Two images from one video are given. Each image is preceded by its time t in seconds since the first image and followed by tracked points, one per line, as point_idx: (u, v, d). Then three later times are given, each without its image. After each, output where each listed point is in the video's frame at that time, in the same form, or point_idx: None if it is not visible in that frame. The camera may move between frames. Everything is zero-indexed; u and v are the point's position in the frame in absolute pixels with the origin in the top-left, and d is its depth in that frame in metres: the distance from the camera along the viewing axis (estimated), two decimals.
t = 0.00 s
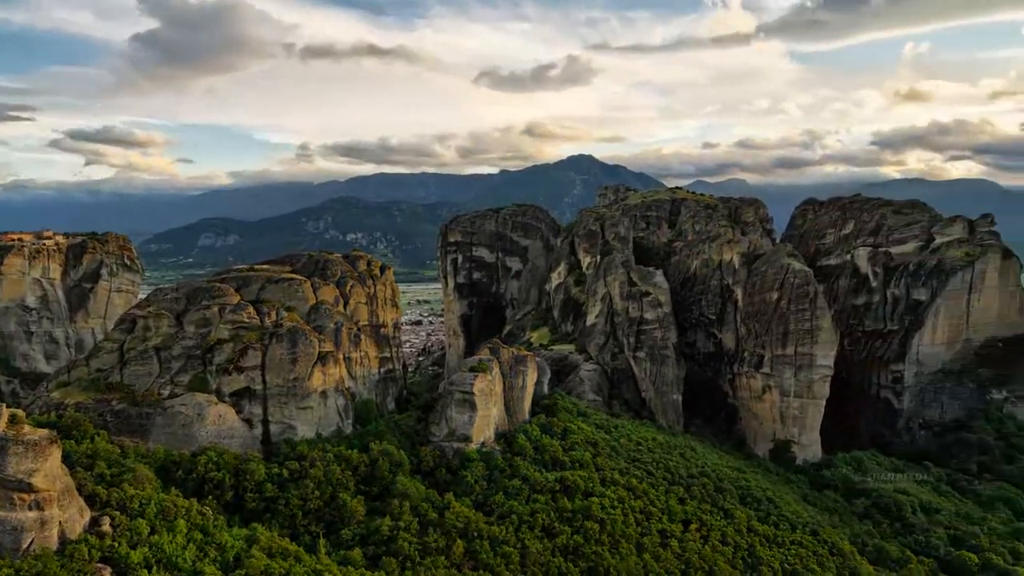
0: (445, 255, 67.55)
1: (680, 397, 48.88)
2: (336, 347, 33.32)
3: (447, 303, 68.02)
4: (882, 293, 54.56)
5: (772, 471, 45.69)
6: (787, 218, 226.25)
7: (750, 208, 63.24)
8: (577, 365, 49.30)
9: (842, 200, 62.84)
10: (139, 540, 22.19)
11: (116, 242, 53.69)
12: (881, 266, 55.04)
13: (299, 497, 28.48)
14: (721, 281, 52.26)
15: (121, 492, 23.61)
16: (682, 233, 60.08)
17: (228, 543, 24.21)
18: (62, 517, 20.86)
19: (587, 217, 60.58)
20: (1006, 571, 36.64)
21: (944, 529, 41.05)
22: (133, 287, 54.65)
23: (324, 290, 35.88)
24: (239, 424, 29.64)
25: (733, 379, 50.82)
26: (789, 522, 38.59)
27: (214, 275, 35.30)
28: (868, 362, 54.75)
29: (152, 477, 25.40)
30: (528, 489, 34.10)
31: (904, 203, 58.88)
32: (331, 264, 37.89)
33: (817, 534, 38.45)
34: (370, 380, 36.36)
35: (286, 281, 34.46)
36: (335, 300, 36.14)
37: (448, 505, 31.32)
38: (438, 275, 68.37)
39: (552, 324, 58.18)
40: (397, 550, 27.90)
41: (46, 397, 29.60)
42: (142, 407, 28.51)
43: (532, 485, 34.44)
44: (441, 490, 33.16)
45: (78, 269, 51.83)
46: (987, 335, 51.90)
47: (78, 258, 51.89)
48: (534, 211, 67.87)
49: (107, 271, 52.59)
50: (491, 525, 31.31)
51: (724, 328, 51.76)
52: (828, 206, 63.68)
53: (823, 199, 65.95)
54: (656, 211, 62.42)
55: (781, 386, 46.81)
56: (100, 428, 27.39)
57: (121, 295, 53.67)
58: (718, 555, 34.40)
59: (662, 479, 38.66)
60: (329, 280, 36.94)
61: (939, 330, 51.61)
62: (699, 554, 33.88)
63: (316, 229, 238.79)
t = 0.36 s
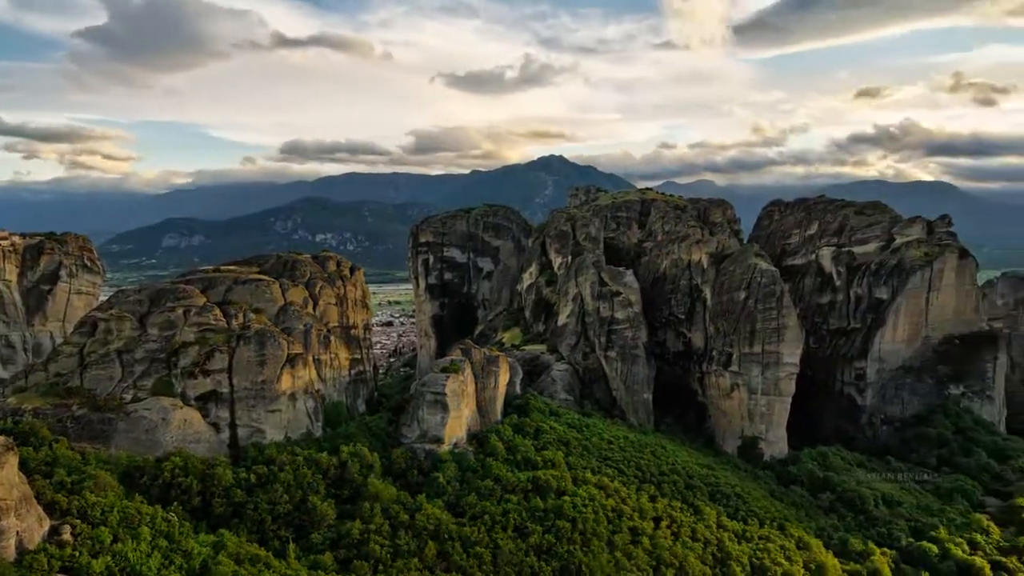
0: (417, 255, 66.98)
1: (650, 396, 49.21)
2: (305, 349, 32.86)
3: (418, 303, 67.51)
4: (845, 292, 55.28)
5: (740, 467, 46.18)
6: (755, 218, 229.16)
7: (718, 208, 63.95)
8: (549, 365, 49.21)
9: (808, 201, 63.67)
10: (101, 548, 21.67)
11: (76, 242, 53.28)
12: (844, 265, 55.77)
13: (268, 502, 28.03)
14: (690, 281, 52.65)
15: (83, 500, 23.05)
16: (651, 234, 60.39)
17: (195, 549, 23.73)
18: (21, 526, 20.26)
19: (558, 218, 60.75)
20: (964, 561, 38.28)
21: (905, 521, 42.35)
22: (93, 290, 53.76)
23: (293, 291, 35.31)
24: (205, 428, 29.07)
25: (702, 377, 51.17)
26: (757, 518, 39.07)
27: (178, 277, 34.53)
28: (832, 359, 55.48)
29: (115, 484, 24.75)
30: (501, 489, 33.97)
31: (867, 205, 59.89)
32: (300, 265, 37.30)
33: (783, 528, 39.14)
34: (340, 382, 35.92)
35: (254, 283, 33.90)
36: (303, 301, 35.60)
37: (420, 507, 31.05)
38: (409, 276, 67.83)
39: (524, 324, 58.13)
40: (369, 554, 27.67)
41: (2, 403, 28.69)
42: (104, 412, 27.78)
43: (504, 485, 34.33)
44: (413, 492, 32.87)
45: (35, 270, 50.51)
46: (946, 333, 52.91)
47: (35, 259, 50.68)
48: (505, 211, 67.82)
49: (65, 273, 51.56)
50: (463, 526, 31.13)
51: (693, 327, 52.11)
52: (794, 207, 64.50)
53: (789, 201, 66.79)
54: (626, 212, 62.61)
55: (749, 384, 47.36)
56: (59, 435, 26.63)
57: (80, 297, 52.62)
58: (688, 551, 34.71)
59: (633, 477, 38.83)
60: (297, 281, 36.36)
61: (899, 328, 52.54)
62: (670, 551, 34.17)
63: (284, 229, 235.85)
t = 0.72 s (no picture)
0: (386, 255, 66.46)
1: (621, 395, 49.44)
2: (272, 352, 32.34)
3: (388, 304, 66.93)
4: (810, 290, 56.14)
5: (709, 464, 46.58)
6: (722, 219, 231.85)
7: (686, 209, 64.53)
8: (520, 365, 49.10)
9: (773, 202, 64.59)
10: (60, 558, 21.24)
11: (31, 242, 48.87)
12: (809, 264, 56.90)
13: (234, 506, 27.44)
14: (659, 281, 52.91)
15: (41, 508, 22.40)
16: (621, 234, 60.63)
17: (158, 558, 23.24)
18: None
19: (529, 217, 60.85)
20: (923, 552, 39.65)
21: (868, 513, 43.36)
22: (52, 292, 50.47)
23: (260, 292, 34.66)
24: (169, 432, 28.47)
25: (672, 375, 51.43)
26: (726, 514, 39.41)
27: (140, 278, 33.78)
28: (796, 357, 56.05)
29: (74, 491, 24.08)
30: (473, 489, 33.80)
31: (830, 206, 60.84)
32: (267, 265, 36.62)
33: (751, 523, 39.63)
34: (309, 384, 35.42)
35: (220, 284, 33.21)
36: (270, 302, 35.01)
37: (391, 509, 30.76)
38: (379, 276, 67.23)
39: (495, 324, 58.02)
40: (339, 557, 27.37)
41: None
42: (60, 418, 26.96)
43: (476, 485, 34.15)
44: (384, 494, 32.57)
45: None
46: (905, 330, 54.43)
47: None
48: (476, 211, 67.68)
49: (22, 274, 47.99)
50: (434, 527, 30.89)
51: (662, 326, 52.37)
52: (760, 208, 65.25)
53: (755, 202, 67.60)
54: (597, 212, 62.82)
55: (717, 382, 47.99)
56: (15, 442, 25.86)
57: (38, 300, 49.27)
58: (659, 548, 35.00)
59: (604, 475, 38.91)
60: (265, 282, 35.72)
61: (862, 326, 53.69)
62: (640, 548, 34.50)
63: (251, 229, 232.51)
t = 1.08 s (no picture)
0: (357, 256, 65.83)
1: (593, 394, 49.47)
2: (240, 354, 31.81)
3: (360, 305, 66.33)
4: (777, 290, 56.96)
5: (679, 462, 46.94)
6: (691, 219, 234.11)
7: (656, 209, 64.91)
8: (493, 365, 48.95)
9: (742, 203, 64.81)
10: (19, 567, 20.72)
11: None
12: (776, 264, 57.84)
13: (201, 513, 27.02)
14: (630, 281, 53.16)
15: None
16: (592, 234, 60.85)
17: (122, 566, 22.75)
18: None
19: (501, 218, 60.82)
20: (886, 544, 41.12)
21: (834, 508, 44.78)
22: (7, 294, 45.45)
23: (227, 294, 34.10)
24: (134, 438, 27.87)
25: (643, 375, 51.47)
26: (697, 511, 39.81)
27: (102, 280, 32.99)
28: (763, 355, 56.62)
29: (34, 500, 23.45)
30: (446, 491, 33.62)
31: (795, 206, 61.27)
32: (234, 267, 36.03)
33: (721, 519, 40.05)
34: (279, 387, 34.87)
35: (185, 285, 32.65)
36: (238, 304, 34.46)
37: (363, 512, 30.46)
38: (350, 277, 66.58)
39: (467, 325, 57.76)
40: (310, 561, 26.96)
41: None
42: (19, 425, 26.35)
43: (449, 487, 33.97)
44: (356, 498, 32.21)
45: None
46: (867, 328, 55.62)
47: None
48: (448, 212, 67.40)
49: None
50: (407, 529, 30.68)
51: (633, 325, 52.46)
52: (729, 209, 65.65)
53: (723, 202, 68.15)
54: (568, 212, 62.91)
55: (687, 380, 48.27)
56: None
57: None
58: (632, 546, 35.15)
59: (576, 475, 38.97)
60: (232, 283, 35.13)
61: (826, 323, 54.49)
62: (613, 546, 34.65)
63: (217, 229, 228.72)
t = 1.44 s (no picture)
0: (326, 257, 65.17)
1: (565, 393, 49.36)
2: (206, 357, 31.19)
3: (330, 306, 65.74)
4: (744, 289, 57.44)
5: (649, 459, 47.21)
6: (660, 219, 236.27)
7: (627, 210, 65.18)
8: (465, 365, 48.72)
9: (710, 203, 65.64)
10: None
11: None
12: (743, 264, 58.01)
13: (167, 520, 26.47)
14: (601, 280, 53.27)
15: None
16: (563, 234, 60.97)
17: None
18: None
19: (472, 217, 60.66)
20: (851, 537, 42.45)
21: (799, 502, 45.66)
22: None
23: (192, 296, 33.40)
24: (94, 443, 27.20)
25: (614, 374, 51.69)
26: (667, 507, 40.25)
27: (61, 280, 32.07)
28: (731, 353, 57.23)
29: None
30: (418, 493, 33.37)
31: (761, 206, 62.23)
32: (199, 268, 35.34)
33: (691, 515, 40.56)
34: (246, 390, 34.20)
35: (149, 286, 31.92)
36: (203, 306, 33.75)
37: (334, 515, 30.05)
38: (320, 277, 65.87)
39: (439, 325, 57.43)
40: (279, 566, 26.54)
41: None
42: None
43: (421, 488, 33.71)
44: (327, 501, 31.83)
45: None
46: (831, 326, 56.14)
47: None
48: (418, 211, 66.84)
49: None
50: (379, 532, 30.41)
51: (604, 324, 52.64)
52: (697, 209, 66.34)
53: (692, 202, 68.90)
54: (539, 212, 62.92)
55: (658, 379, 48.50)
56: None
57: None
58: (605, 545, 35.33)
59: (549, 474, 38.94)
60: (197, 284, 34.45)
61: (792, 321, 55.06)
62: (586, 544, 34.79)
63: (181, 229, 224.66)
